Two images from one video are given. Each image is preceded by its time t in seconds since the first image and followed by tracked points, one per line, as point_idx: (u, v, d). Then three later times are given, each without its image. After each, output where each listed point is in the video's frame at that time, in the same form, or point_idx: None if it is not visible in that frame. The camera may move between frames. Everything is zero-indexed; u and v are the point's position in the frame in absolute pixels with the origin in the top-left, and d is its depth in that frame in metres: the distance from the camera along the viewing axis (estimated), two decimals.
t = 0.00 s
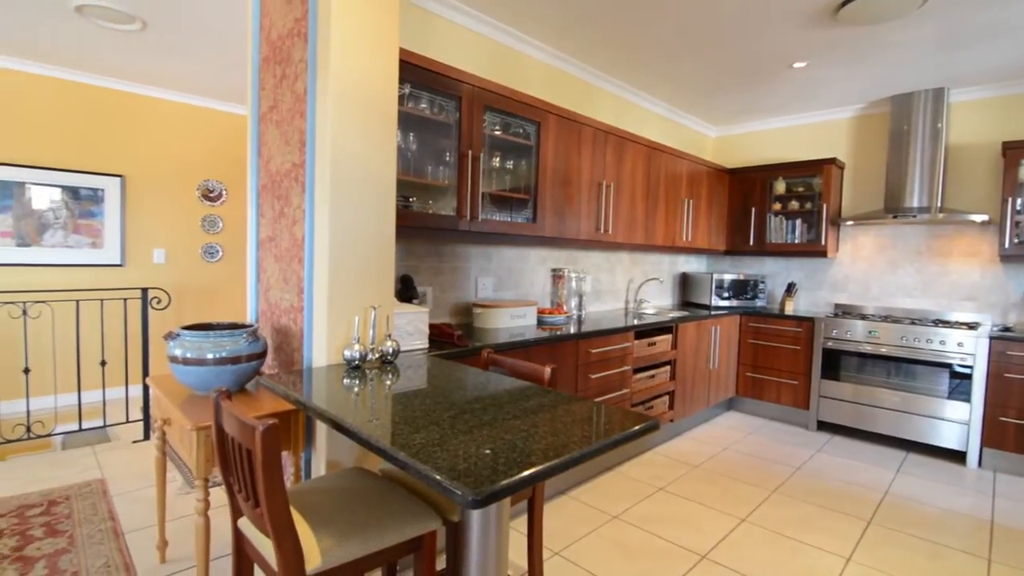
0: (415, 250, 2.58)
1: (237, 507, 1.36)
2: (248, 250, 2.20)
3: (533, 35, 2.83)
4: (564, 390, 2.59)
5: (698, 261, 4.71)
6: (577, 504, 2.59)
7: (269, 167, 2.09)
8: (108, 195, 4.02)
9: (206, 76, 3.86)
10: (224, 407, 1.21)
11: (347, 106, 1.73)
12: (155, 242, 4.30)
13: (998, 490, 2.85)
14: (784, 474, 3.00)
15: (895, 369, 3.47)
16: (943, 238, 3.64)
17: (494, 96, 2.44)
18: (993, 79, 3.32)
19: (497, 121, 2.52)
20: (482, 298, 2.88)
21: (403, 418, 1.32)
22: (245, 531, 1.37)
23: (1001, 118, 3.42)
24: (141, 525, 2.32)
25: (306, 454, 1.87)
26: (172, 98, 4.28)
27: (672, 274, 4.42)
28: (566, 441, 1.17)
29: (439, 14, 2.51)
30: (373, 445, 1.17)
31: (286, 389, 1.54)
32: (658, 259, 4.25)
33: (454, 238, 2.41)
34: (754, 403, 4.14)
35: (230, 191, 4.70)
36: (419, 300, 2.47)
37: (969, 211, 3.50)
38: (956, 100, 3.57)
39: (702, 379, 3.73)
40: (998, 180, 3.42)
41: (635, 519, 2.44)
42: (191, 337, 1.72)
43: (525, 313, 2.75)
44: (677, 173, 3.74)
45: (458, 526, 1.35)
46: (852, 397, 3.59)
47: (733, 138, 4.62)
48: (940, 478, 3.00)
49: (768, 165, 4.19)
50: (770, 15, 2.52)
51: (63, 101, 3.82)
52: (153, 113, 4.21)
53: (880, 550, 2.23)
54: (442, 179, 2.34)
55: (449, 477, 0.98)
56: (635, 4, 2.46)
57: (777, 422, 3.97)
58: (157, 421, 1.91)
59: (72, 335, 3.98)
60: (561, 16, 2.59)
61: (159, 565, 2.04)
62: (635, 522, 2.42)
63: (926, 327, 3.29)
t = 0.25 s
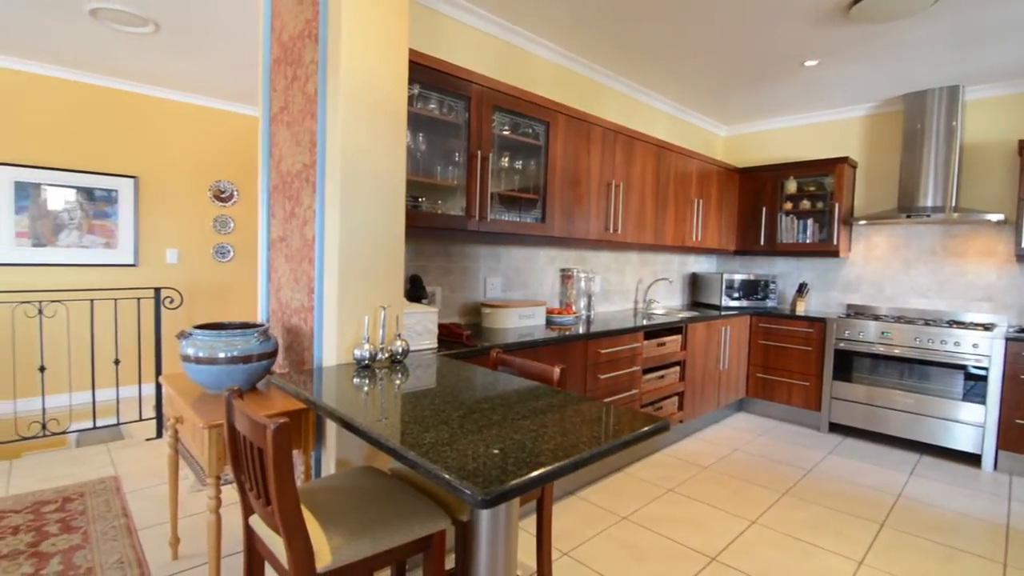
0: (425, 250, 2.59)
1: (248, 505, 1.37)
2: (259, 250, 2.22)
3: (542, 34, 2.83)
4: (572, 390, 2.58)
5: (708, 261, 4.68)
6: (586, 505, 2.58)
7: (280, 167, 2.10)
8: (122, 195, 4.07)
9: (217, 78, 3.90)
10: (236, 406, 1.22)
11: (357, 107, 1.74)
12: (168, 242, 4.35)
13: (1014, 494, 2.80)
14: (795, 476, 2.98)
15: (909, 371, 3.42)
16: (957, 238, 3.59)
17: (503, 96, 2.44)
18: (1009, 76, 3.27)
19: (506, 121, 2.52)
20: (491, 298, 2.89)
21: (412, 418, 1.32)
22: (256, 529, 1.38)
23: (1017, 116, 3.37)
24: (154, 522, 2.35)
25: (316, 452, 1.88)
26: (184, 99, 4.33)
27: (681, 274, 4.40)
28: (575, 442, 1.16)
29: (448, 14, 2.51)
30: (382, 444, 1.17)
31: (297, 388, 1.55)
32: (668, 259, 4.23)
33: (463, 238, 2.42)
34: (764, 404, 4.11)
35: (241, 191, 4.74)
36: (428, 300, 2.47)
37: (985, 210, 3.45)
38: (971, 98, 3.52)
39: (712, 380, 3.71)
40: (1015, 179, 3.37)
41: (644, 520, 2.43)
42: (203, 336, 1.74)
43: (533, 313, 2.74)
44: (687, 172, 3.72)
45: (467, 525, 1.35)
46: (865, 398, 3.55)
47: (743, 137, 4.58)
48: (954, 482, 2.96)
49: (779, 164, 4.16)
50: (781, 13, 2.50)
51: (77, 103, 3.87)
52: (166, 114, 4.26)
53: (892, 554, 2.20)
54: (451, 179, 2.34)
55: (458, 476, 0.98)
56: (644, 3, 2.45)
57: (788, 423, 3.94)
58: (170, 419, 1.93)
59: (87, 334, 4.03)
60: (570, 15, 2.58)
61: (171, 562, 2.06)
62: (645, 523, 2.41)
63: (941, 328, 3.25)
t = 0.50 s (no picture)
0: (434, 250, 2.59)
1: (260, 503, 1.38)
2: (271, 250, 2.24)
3: (552, 34, 2.82)
4: (582, 391, 2.58)
5: (718, 261, 4.65)
6: (596, 505, 2.57)
7: (292, 168, 2.12)
8: (136, 196, 4.13)
9: (230, 80, 3.94)
10: (248, 404, 1.23)
11: (368, 108, 1.75)
12: (181, 243, 4.40)
13: None
14: (807, 479, 2.95)
15: (924, 372, 3.37)
16: (974, 238, 3.53)
17: (513, 96, 2.44)
18: None
19: (515, 121, 2.52)
20: (501, 298, 2.89)
21: (422, 417, 1.33)
22: (268, 526, 1.39)
23: None
24: (167, 519, 2.38)
25: (327, 451, 1.90)
26: (197, 101, 4.38)
27: (692, 274, 4.37)
28: (585, 442, 1.16)
29: (458, 15, 2.52)
30: (393, 443, 1.18)
31: (308, 387, 1.57)
32: (678, 259, 4.20)
33: (473, 238, 2.42)
34: (776, 406, 4.07)
35: (253, 192, 4.78)
36: (438, 300, 2.48)
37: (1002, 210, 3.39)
38: (987, 95, 3.47)
39: (723, 381, 3.68)
40: None
41: (654, 521, 2.42)
42: (216, 336, 1.75)
43: (543, 313, 2.74)
44: (698, 171, 3.70)
45: (476, 524, 1.36)
46: (878, 400, 3.51)
47: (754, 136, 4.54)
48: (970, 485, 2.92)
49: (791, 163, 4.12)
50: (793, 11, 2.48)
51: (93, 105, 3.93)
52: (179, 116, 4.31)
53: (906, 558, 2.17)
54: (460, 179, 2.34)
55: (469, 476, 0.98)
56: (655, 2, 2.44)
57: (801, 425, 3.90)
58: (183, 417, 1.95)
59: (102, 333, 4.09)
60: (580, 15, 2.58)
61: (184, 558, 2.08)
62: (655, 524, 2.39)
63: (957, 329, 3.20)
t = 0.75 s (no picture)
0: (445, 250, 2.60)
1: (273, 501, 1.39)
2: (283, 250, 2.26)
3: (562, 34, 2.82)
4: (592, 391, 2.57)
5: (730, 261, 4.62)
6: (606, 506, 2.56)
7: (303, 169, 2.13)
8: (151, 197, 4.19)
9: (242, 81, 3.98)
10: (261, 403, 1.24)
11: (379, 108, 1.76)
12: (195, 243, 4.45)
13: None
14: (820, 481, 2.92)
15: (939, 374, 3.32)
16: (991, 238, 3.48)
17: (523, 97, 2.44)
18: None
19: (525, 121, 2.52)
20: (510, 298, 2.89)
21: (433, 417, 1.33)
22: (280, 524, 1.40)
23: None
24: (181, 516, 2.41)
25: (338, 450, 1.91)
26: (210, 103, 4.42)
27: (703, 274, 4.34)
28: (596, 442, 1.16)
29: (468, 16, 2.52)
30: (404, 442, 1.18)
31: (320, 386, 1.58)
32: (689, 259, 4.18)
33: (483, 238, 2.43)
34: (788, 407, 4.04)
35: (265, 192, 4.83)
36: (448, 300, 2.49)
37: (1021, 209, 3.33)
38: (1005, 93, 3.41)
39: (734, 382, 3.65)
40: None
41: (665, 523, 2.40)
42: (229, 335, 1.77)
43: (553, 313, 2.74)
44: (709, 171, 3.67)
45: (487, 524, 1.36)
46: (893, 402, 3.46)
47: (766, 135, 4.51)
48: (988, 489, 2.87)
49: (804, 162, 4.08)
50: (806, 9, 2.46)
51: (108, 107, 3.98)
52: (192, 118, 4.36)
53: (921, 562, 2.14)
54: (470, 179, 2.35)
55: (479, 476, 0.98)
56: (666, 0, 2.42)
57: (814, 427, 3.86)
58: (196, 415, 1.97)
59: (117, 332, 4.15)
60: (590, 14, 2.57)
61: (198, 555, 2.11)
62: (665, 526, 2.38)
63: (973, 330, 3.15)
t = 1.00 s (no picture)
0: (455, 250, 2.60)
1: (285, 498, 1.40)
2: (295, 250, 2.28)
3: (572, 34, 2.82)
4: (603, 391, 2.56)
5: (741, 261, 4.58)
6: (616, 507, 2.55)
7: (315, 169, 2.15)
8: (165, 198, 4.24)
9: (255, 83, 4.01)
10: (273, 401, 1.25)
11: (390, 109, 1.76)
12: (208, 243, 4.50)
13: None
14: (833, 484, 2.88)
15: (955, 375, 3.27)
16: (1009, 237, 3.41)
17: (533, 97, 2.44)
18: None
19: (535, 121, 2.52)
20: (520, 298, 2.89)
21: (443, 416, 1.33)
22: (292, 522, 1.41)
23: None
24: (195, 513, 2.43)
25: (349, 448, 1.92)
26: (223, 104, 4.47)
27: (714, 274, 4.31)
28: (606, 443, 1.15)
29: (479, 16, 2.52)
30: (414, 441, 1.18)
31: (331, 385, 1.59)
32: (700, 259, 4.15)
33: (493, 238, 2.43)
34: (801, 409, 4.00)
35: (277, 193, 4.87)
36: (458, 299, 2.49)
37: None
38: None
39: (746, 383, 3.62)
40: None
41: (675, 524, 2.39)
42: (241, 334, 1.79)
43: (563, 313, 2.74)
44: (720, 170, 3.64)
45: (497, 524, 1.36)
46: (908, 404, 3.41)
47: (779, 134, 4.46)
48: (1005, 493, 2.82)
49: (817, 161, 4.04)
50: (819, 6, 2.43)
51: (124, 109, 4.04)
52: (206, 119, 4.41)
53: (937, 567, 2.11)
54: (481, 179, 2.35)
55: (490, 476, 0.98)
56: None
57: (827, 429, 3.82)
58: (210, 414, 1.99)
59: (132, 331, 4.21)
60: (601, 13, 2.57)
61: (211, 551, 2.13)
62: (676, 528, 2.37)
63: (990, 331, 3.10)
